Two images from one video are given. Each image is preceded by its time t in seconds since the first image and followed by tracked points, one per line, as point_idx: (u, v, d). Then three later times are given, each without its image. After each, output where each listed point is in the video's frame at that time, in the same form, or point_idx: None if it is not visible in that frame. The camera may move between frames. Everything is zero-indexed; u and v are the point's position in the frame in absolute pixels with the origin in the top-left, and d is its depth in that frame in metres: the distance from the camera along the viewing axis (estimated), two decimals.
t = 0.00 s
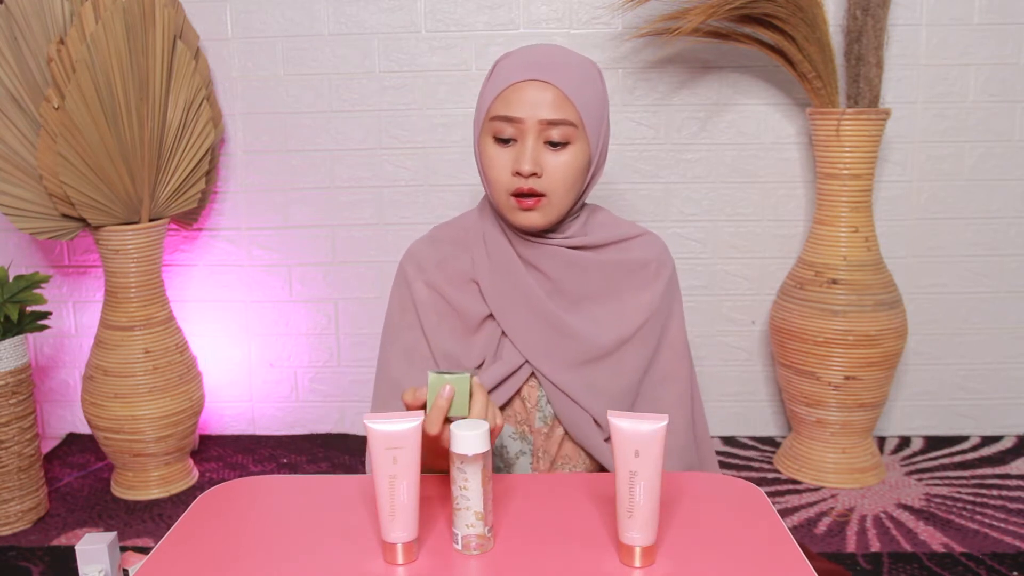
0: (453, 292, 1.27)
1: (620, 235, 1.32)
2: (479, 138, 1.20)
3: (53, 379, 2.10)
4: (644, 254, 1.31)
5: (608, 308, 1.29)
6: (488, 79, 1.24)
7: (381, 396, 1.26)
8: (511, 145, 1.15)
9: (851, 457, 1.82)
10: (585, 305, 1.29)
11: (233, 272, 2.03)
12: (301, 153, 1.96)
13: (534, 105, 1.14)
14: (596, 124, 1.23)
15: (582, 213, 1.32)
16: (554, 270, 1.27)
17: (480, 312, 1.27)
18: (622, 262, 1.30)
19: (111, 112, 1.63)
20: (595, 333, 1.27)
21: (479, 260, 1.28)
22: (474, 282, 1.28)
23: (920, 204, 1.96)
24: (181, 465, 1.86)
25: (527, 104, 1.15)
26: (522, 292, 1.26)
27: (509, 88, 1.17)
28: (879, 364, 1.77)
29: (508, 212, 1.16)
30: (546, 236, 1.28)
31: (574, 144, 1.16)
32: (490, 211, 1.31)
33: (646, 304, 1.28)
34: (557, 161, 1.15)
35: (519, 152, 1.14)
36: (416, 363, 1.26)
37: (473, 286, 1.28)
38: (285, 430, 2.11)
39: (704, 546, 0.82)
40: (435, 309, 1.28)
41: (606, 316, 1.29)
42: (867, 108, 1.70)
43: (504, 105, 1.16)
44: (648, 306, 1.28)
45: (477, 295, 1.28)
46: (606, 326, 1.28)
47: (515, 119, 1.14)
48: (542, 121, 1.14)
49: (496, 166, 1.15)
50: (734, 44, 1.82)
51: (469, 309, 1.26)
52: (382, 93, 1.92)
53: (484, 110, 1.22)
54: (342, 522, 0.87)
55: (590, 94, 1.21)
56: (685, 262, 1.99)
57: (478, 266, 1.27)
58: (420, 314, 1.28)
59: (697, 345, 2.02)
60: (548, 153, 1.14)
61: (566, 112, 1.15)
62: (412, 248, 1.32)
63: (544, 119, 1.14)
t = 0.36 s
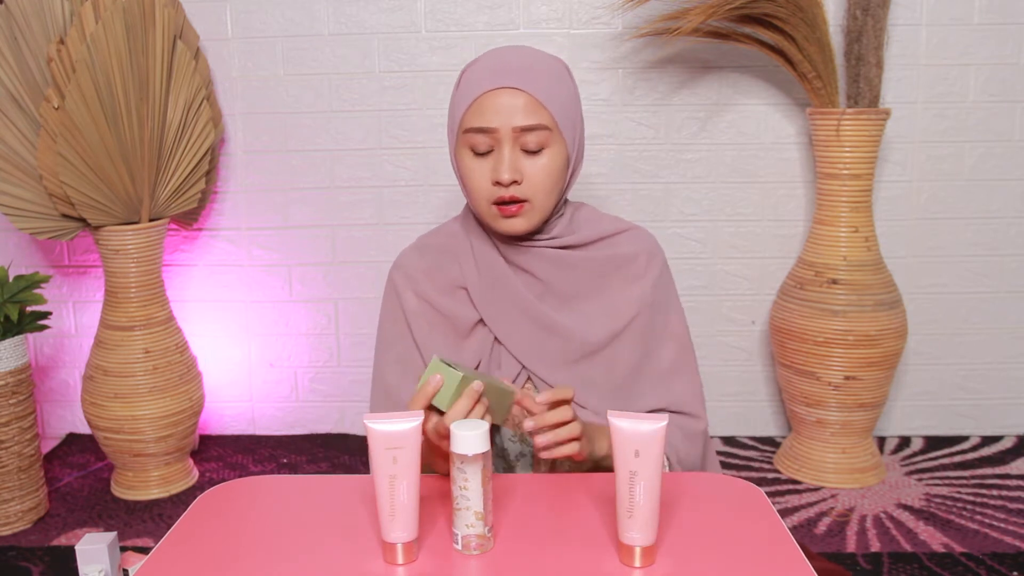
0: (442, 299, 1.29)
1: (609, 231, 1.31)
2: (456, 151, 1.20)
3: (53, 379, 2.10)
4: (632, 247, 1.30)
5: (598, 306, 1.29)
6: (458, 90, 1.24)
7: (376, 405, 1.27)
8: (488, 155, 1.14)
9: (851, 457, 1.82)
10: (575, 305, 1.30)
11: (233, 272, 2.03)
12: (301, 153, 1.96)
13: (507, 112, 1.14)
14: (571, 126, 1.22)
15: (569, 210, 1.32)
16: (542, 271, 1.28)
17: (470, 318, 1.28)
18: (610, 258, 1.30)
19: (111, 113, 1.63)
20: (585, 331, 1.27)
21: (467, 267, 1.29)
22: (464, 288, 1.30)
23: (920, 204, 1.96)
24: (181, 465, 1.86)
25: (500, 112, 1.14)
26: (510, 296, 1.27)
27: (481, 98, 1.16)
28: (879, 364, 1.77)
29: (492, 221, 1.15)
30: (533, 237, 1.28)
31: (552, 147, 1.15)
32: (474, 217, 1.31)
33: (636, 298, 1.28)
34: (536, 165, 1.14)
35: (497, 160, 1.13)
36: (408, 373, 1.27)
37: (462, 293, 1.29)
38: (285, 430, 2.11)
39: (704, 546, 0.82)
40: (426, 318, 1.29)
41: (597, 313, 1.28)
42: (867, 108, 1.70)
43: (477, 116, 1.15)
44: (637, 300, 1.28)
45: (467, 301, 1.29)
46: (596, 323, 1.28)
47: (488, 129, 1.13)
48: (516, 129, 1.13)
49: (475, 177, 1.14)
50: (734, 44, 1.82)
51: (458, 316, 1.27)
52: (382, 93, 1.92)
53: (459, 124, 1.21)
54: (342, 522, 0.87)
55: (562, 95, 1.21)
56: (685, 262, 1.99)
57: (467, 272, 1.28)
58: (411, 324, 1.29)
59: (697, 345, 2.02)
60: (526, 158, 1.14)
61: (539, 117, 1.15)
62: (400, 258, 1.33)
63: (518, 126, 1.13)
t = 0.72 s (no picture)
0: (432, 304, 1.29)
1: (600, 234, 1.31)
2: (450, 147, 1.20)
3: (53, 379, 2.10)
4: (623, 251, 1.30)
5: (587, 310, 1.29)
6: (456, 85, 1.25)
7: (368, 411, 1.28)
8: (484, 153, 1.14)
9: (851, 457, 1.82)
10: (564, 309, 1.29)
11: (233, 272, 2.03)
12: (301, 153, 1.96)
13: (504, 111, 1.14)
14: (567, 128, 1.23)
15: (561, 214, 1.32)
16: (531, 276, 1.28)
17: (460, 323, 1.28)
18: (600, 262, 1.29)
19: (111, 112, 1.63)
20: (573, 335, 1.27)
21: (458, 272, 1.29)
22: (455, 294, 1.30)
23: (920, 204, 1.96)
24: (181, 465, 1.86)
25: (498, 109, 1.14)
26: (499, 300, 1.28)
27: (478, 96, 1.16)
28: (879, 364, 1.77)
29: (483, 219, 1.15)
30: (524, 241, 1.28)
31: (547, 148, 1.15)
32: (465, 221, 1.32)
33: (625, 301, 1.28)
34: (530, 166, 1.14)
35: (493, 159, 1.13)
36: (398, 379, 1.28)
37: (452, 297, 1.30)
38: (285, 430, 2.11)
39: (704, 546, 0.82)
40: (417, 324, 1.29)
41: (586, 317, 1.28)
42: (867, 109, 1.70)
43: (474, 113, 1.15)
44: (627, 304, 1.27)
45: (457, 307, 1.29)
46: (585, 327, 1.27)
47: (485, 126, 1.13)
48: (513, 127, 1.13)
49: (469, 175, 1.14)
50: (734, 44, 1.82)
51: (448, 322, 1.28)
52: (382, 94, 1.92)
53: (454, 121, 1.21)
54: (341, 523, 0.87)
55: (559, 97, 1.21)
56: (685, 262, 1.99)
57: (457, 277, 1.29)
58: (402, 329, 1.29)
59: (697, 345, 2.02)
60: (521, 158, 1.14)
61: (537, 118, 1.15)
62: (391, 262, 1.32)
63: (515, 125, 1.14)
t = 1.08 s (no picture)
0: (436, 306, 1.29)
1: (604, 235, 1.31)
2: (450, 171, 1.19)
3: (53, 379, 2.10)
4: (628, 252, 1.30)
5: (591, 311, 1.29)
6: (449, 105, 1.23)
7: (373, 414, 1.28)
8: (485, 177, 1.13)
9: (851, 457, 1.82)
10: (568, 310, 1.30)
11: (234, 272, 2.03)
12: (301, 153, 1.96)
13: (500, 136, 1.13)
14: (564, 131, 1.22)
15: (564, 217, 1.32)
16: (535, 277, 1.28)
17: (463, 325, 1.28)
18: (604, 263, 1.29)
19: (111, 113, 1.62)
20: (576, 336, 1.27)
21: (461, 274, 1.29)
22: (458, 295, 1.30)
23: (920, 204, 1.96)
24: (181, 465, 1.86)
25: (494, 135, 1.13)
26: (502, 302, 1.28)
27: (472, 120, 1.15)
28: (879, 364, 1.77)
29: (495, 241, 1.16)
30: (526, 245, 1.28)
31: (548, 164, 1.14)
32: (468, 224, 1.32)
33: (629, 302, 1.28)
34: (533, 184, 1.13)
35: (494, 184, 1.12)
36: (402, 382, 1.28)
37: (455, 299, 1.30)
38: (285, 430, 2.11)
39: (705, 546, 0.82)
40: (421, 326, 1.29)
41: (589, 318, 1.28)
42: (867, 108, 1.70)
43: (470, 139, 1.14)
44: (631, 304, 1.28)
45: (460, 309, 1.30)
46: (588, 328, 1.27)
47: (483, 154, 1.12)
48: (511, 152, 1.12)
49: (474, 202, 1.14)
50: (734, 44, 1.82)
51: (451, 324, 1.28)
52: (382, 94, 1.92)
53: (451, 144, 1.20)
54: (342, 523, 0.87)
55: (552, 104, 1.19)
56: (685, 261, 1.99)
57: (461, 278, 1.29)
58: (406, 332, 1.29)
59: (697, 345, 2.02)
60: (522, 178, 1.13)
61: (533, 137, 1.14)
62: (395, 266, 1.33)
63: (513, 149, 1.12)
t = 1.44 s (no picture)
0: (434, 307, 1.29)
1: (604, 235, 1.31)
2: (448, 170, 1.18)
3: (53, 379, 2.10)
4: (626, 252, 1.30)
5: (590, 311, 1.29)
6: (448, 104, 1.22)
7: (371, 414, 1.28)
8: (484, 177, 1.13)
9: (851, 457, 1.82)
10: (566, 310, 1.30)
11: (234, 272, 2.03)
12: (301, 153, 1.96)
13: (500, 135, 1.12)
14: (562, 132, 1.22)
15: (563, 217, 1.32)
16: (534, 277, 1.28)
17: (462, 326, 1.28)
18: (603, 263, 1.29)
19: (111, 112, 1.62)
20: (575, 336, 1.27)
21: (459, 274, 1.28)
22: (456, 296, 1.30)
23: (920, 204, 1.96)
24: (181, 465, 1.86)
25: (494, 134, 1.13)
26: (501, 302, 1.27)
27: (472, 119, 1.15)
28: (879, 364, 1.77)
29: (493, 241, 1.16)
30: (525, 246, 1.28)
31: (547, 164, 1.14)
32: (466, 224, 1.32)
33: (628, 301, 1.28)
34: (532, 184, 1.13)
35: (494, 183, 1.12)
36: (402, 383, 1.28)
37: (454, 300, 1.30)
38: (285, 430, 2.11)
39: (705, 546, 0.82)
40: (420, 326, 1.29)
41: (588, 318, 1.28)
42: (867, 108, 1.70)
43: (470, 138, 1.14)
44: (630, 304, 1.28)
45: (460, 309, 1.30)
46: (587, 328, 1.27)
47: (482, 152, 1.12)
48: (511, 151, 1.11)
49: (472, 201, 1.13)
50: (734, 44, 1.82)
51: (451, 325, 1.28)
52: (382, 94, 1.92)
53: (450, 143, 1.20)
54: (342, 523, 0.87)
55: (552, 104, 1.20)
56: (685, 261, 1.99)
57: (459, 279, 1.28)
58: (405, 332, 1.29)
59: (697, 345, 2.03)
60: (521, 178, 1.13)
61: (533, 136, 1.14)
62: (393, 266, 1.32)
63: (513, 148, 1.11)
